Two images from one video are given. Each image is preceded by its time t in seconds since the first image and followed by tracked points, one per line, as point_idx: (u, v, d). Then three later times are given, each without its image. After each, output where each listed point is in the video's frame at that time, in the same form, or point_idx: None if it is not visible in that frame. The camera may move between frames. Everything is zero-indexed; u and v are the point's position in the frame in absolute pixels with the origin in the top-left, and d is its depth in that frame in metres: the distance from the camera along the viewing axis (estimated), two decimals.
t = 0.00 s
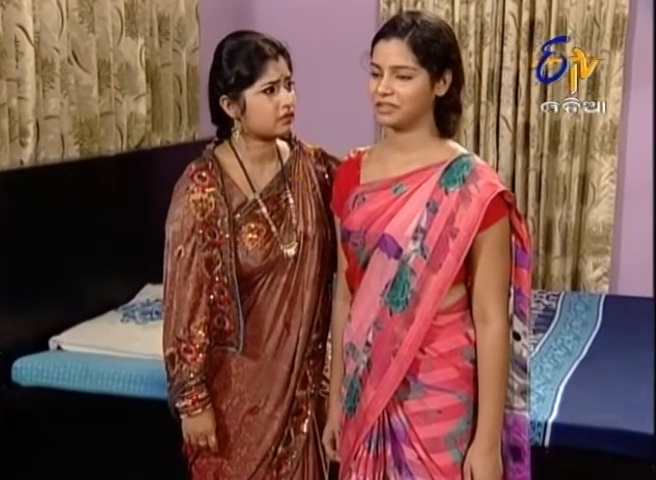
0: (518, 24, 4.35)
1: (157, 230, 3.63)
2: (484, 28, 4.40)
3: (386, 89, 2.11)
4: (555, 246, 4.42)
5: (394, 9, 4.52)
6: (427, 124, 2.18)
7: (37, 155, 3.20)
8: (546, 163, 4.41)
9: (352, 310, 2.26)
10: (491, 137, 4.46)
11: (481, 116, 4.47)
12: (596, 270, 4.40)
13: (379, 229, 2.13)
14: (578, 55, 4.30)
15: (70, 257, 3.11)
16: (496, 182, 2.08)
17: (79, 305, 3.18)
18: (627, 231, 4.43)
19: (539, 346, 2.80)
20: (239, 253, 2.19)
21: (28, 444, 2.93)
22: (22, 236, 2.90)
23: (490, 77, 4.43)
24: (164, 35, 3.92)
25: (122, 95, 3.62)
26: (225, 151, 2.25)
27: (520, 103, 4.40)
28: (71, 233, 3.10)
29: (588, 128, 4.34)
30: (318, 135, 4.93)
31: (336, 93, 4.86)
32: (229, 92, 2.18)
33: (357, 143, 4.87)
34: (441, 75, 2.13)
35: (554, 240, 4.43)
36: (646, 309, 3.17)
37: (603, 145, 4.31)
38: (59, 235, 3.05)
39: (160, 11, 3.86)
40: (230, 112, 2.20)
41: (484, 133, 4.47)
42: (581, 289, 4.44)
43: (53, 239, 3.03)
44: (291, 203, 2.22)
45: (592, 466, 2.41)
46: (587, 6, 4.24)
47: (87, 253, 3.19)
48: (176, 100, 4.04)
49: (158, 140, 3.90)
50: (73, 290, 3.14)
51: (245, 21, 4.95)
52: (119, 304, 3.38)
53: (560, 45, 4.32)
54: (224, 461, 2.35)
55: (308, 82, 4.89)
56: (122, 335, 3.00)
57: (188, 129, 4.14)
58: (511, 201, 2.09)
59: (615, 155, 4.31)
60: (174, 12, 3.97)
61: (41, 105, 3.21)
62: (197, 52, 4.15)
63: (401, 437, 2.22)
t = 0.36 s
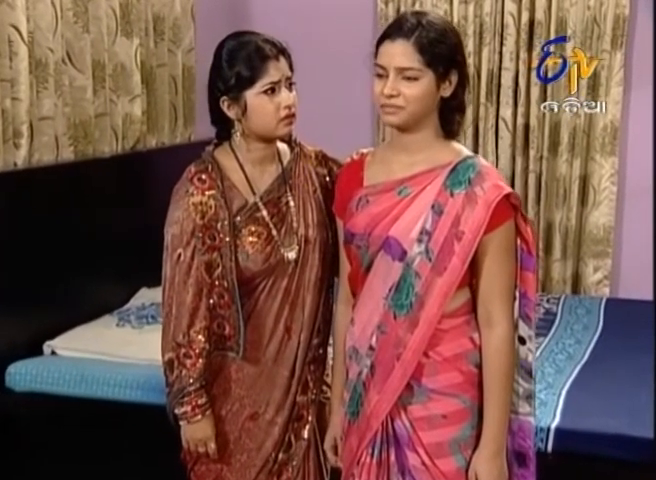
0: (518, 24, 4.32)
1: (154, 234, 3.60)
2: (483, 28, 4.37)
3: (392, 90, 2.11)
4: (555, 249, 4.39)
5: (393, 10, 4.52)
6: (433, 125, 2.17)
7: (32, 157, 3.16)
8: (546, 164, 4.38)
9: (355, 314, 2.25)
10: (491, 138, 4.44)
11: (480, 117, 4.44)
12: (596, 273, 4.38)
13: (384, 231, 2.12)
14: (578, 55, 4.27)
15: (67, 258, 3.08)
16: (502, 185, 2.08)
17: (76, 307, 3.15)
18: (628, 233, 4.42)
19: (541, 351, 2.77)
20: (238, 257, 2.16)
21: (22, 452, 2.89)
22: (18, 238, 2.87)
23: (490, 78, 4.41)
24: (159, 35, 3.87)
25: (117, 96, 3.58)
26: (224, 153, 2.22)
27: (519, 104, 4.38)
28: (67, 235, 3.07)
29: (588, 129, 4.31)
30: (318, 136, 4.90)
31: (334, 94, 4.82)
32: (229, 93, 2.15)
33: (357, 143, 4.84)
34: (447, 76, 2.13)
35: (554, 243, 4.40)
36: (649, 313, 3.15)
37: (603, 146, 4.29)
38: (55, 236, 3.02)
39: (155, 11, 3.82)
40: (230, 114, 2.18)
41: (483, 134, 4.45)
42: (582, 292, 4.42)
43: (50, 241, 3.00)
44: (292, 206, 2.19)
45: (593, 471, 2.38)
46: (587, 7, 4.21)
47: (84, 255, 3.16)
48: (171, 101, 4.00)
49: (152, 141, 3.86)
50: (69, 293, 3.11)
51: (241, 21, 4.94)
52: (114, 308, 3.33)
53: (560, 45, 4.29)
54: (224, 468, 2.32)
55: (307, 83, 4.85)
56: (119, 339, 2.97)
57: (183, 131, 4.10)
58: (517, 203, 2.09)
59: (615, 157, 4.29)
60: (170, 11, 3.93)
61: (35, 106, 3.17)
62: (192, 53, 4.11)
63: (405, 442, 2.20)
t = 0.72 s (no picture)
0: (513, 25, 4.34)
1: (149, 237, 3.57)
2: (479, 29, 4.39)
3: (393, 93, 2.09)
4: (552, 252, 4.40)
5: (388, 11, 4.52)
6: (434, 127, 2.15)
7: (23, 159, 3.13)
8: (542, 167, 4.40)
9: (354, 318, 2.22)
10: (486, 140, 4.45)
11: (476, 119, 4.44)
12: (594, 277, 4.39)
13: (384, 233, 2.11)
14: (578, 55, 4.27)
15: (60, 261, 3.05)
16: (504, 187, 2.06)
17: (70, 310, 3.12)
18: (626, 234, 4.43)
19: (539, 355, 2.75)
20: (236, 261, 2.16)
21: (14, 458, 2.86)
22: (11, 241, 2.84)
23: (486, 80, 4.42)
24: (152, 36, 3.85)
25: (109, 98, 3.55)
26: (222, 155, 2.23)
27: (515, 106, 4.39)
28: (60, 238, 3.04)
29: (585, 132, 4.33)
30: (318, 138, 4.91)
31: (333, 96, 4.85)
32: (228, 95, 2.15)
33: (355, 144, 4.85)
34: (448, 78, 2.11)
35: (551, 246, 4.41)
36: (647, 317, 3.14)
37: (600, 149, 4.30)
38: (48, 239, 2.99)
39: (147, 11, 3.80)
40: (229, 115, 2.17)
41: (480, 135, 4.45)
42: (579, 296, 4.43)
43: (42, 244, 2.97)
44: (290, 209, 2.19)
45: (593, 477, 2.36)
46: (584, 8, 4.22)
47: (77, 258, 3.13)
48: (164, 103, 3.97)
49: (145, 143, 3.84)
50: (62, 296, 3.08)
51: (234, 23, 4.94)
52: (106, 312, 3.29)
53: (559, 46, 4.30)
54: (220, 474, 2.30)
55: (306, 83, 4.87)
56: (111, 343, 2.93)
57: (176, 132, 4.07)
58: (519, 206, 2.07)
59: (613, 159, 4.30)
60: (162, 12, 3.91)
61: (26, 108, 3.13)
62: (185, 54, 4.08)
63: (405, 448, 2.17)
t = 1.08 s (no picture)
0: (510, 26, 4.32)
1: (143, 241, 3.54)
2: (476, 30, 4.37)
3: (393, 95, 2.06)
4: (549, 256, 4.39)
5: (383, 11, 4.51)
6: (434, 129, 2.13)
7: (15, 162, 3.09)
8: (540, 170, 4.38)
9: (355, 323, 2.20)
10: (484, 142, 4.43)
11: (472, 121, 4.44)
12: (592, 280, 4.37)
13: (385, 237, 2.08)
14: (578, 55, 4.26)
15: (54, 264, 3.02)
16: (507, 190, 2.03)
17: (64, 315, 3.09)
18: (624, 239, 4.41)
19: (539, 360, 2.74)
20: (238, 265, 2.19)
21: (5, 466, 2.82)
22: (5, 245, 2.81)
23: (482, 81, 4.40)
24: (145, 37, 3.83)
25: (102, 100, 3.52)
26: (222, 157, 2.25)
27: (513, 107, 4.38)
28: (54, 242, 3.01)
29: (583, 134, 4.32)
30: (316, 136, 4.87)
31: (333, 96, 4.81)
32: (229, 97, 2.18)
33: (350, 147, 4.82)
34: (449, 79, 2.08)
35: (549, 250, 4.39)
36: (649, 321, 3.11)
37: (598, 151, 4.29)
38: (42, 241, 2.97)
39: (140, 11, 3.77)
40: (230, 119, 2.20)
41: (477, 138, 4.45)
42: (578, 300, 4.40)
43: (36, 247, 2.94)
44: (291, 213, 2.22)
45: None
46: (582, 8, 4.22)
47: (71, 261, 3.10)
48: (157, 104, 3.94)
49: (138, 146, 3.80)
50: (57, 300, 3.05)
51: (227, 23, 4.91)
52: (99, 317, 3.25)
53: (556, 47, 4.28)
54: None
55: (305, 83, 4.84)
56: (103, 348, 2.90)
57: (169, 135, 4.04)
58: (521, 209, 2.04)
59: (611, 162, 4.29)
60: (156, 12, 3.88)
61: (18, 110, 3.09)
62: (179, 55, 4.06)
63: (407, 454, 2.14)
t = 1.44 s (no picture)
0: (506, 28, 4.45)
1: (139, 244, 3.52)
2: (472, 32, 4.50)
3: (394, 97, 2.03)
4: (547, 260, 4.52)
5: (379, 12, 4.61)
6: (435, 132, 2.09)
7: (6, 165, 3.04)
8: (537, 172, 4.51)
9: (355, 328, 2.17)
10: (480, 144, 4.55)
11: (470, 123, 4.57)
12: (589, 284, 4.49)
13: (386, 241, 2.05)
14: (578, 55, 4.37)
15: (48, 267, 2.99)
16: (510, 193, 2.01)
17: (58, 320, 3.06)
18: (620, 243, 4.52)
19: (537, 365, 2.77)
20: (238, 270, 2.21)
21: None
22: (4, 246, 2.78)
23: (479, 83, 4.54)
24: (137, 39, 3.80)
25: (93, 102, 3.48)
26: (222, 161, 2.29)
27: (509, 109, 4.50)
28: (48, 246, 2.98)
29: (580, 137, 4.44)
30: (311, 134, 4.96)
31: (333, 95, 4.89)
32: (229, 101, 2.22)
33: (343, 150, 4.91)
34: (450, 82, 2.05)
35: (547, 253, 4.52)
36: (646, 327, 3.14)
37: (595, 154, 4.41)
38: (35, 246, 2.93)
39: (133, 12, 3.75)
40: (230, 122, 2.24)
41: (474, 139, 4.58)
42: (574, 303, 4.54)
43: (30, 251, 2.91)
44: (292, 217, 2.25)
45: None
46: (579, 10, 4.34)
47: (65, 264, 3.07)
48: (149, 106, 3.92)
49: (131, 148, 3.77)
50: (51, 305, 3.01)
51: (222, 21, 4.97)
52: (91, 323, 3.21)
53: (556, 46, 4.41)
54: None
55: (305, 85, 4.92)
56: (99, 356, 2.85)
57: (162, 137, 4.02)
58: (525, 212, 2.02)
59: (608, 165, 4.41)
60: (148, 13, 3.86)
61: (9, 113, 3.05)
62: (170, 57, 4.04)
63: (409, 462, 2.11)
